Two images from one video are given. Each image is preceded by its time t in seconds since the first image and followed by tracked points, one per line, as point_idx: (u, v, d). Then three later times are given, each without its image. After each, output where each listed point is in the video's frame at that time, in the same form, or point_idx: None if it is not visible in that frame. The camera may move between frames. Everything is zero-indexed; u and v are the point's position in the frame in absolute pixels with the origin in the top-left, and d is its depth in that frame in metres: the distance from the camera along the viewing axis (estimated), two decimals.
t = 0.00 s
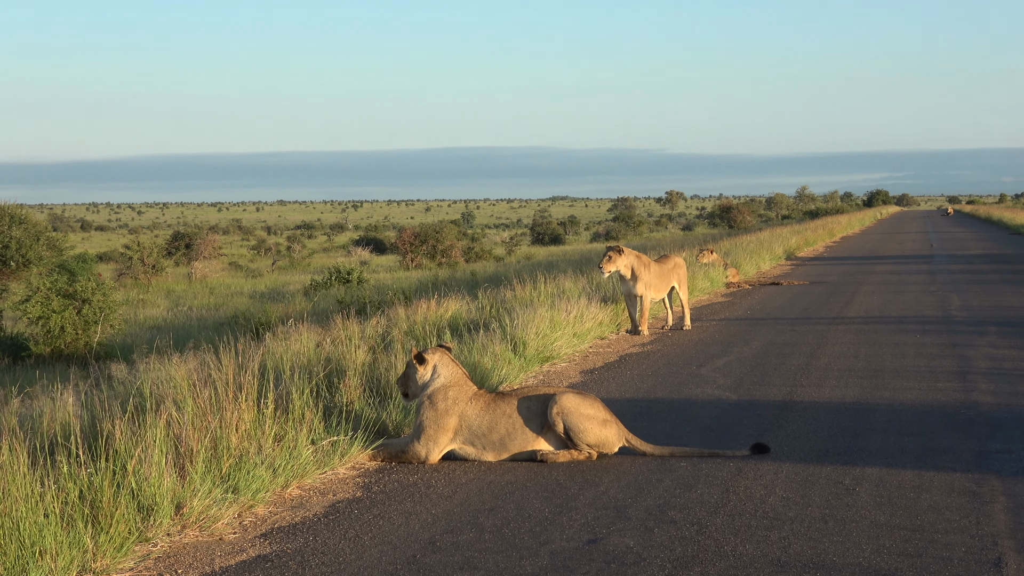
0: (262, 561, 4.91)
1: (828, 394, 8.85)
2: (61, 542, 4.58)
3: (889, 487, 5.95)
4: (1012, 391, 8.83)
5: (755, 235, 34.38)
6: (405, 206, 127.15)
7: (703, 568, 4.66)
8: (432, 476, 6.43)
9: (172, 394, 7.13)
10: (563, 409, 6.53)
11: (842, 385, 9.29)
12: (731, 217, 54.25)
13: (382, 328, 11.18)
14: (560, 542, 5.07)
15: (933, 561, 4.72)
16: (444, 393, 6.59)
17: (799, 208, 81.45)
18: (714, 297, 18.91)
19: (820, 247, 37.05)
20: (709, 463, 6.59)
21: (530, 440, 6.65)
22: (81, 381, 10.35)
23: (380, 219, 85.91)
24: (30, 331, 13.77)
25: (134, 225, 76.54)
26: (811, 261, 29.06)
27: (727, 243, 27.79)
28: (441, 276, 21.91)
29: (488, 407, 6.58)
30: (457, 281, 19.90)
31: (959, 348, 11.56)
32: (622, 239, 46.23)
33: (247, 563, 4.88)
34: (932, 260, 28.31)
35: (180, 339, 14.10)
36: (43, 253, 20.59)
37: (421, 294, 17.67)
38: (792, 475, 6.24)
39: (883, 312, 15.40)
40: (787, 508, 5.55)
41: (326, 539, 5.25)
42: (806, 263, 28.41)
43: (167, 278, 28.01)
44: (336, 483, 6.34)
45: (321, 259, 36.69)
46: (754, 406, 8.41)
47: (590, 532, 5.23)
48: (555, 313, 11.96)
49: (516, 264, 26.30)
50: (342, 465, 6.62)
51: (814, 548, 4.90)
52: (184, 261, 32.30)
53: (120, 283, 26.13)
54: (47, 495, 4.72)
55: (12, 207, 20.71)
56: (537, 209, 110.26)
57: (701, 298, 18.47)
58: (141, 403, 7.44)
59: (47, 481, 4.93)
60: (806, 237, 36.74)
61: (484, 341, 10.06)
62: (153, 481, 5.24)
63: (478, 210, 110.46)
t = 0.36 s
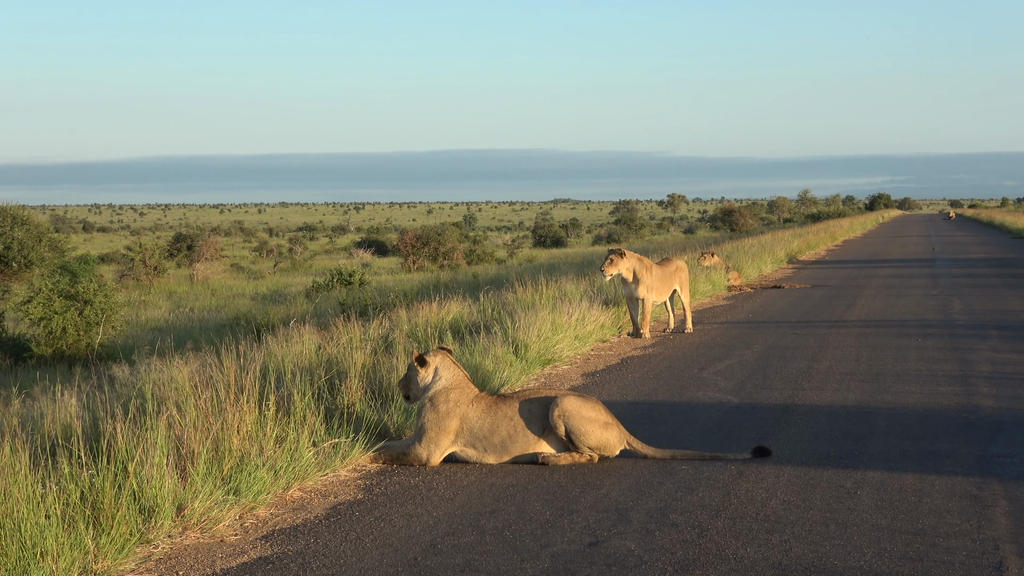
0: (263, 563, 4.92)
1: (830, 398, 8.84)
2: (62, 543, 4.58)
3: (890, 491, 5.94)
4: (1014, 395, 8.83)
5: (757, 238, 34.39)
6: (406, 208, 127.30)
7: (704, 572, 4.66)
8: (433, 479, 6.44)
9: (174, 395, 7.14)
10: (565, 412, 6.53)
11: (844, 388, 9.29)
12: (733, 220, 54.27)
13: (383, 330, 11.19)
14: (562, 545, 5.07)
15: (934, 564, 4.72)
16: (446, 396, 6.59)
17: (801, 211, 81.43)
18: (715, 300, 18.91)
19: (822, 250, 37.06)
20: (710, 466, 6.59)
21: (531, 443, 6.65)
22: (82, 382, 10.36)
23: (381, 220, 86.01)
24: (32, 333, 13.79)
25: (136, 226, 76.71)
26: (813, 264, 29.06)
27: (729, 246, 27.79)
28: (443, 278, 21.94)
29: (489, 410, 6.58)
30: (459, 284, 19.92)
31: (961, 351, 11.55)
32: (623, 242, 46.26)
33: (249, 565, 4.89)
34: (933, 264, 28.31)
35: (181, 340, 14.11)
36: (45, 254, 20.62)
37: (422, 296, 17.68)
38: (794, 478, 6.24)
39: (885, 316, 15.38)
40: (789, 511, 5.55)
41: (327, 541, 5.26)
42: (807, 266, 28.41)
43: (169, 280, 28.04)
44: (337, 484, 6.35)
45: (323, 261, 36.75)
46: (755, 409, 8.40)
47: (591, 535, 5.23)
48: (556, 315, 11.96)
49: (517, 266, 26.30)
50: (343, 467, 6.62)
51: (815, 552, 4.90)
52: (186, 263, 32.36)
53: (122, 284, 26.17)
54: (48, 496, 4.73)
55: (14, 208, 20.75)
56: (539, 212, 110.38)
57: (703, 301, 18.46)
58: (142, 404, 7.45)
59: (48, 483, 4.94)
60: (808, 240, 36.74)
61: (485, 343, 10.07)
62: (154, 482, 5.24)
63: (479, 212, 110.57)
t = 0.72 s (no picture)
0: (264, 565, 4.92)
1: (831, 400, 8.83)
2: (64, 545, 4.58)
3: (892, 493, 5.93)
4: (1016, 397, 8.82)
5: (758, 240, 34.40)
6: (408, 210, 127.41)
7: (705, 574, 4.66)
8: (434, 480, 6.44)
9: (176, 396, 7.15)
10: (566, 413, 6.53)
11: (846, 390, 9.28)
12: (735, 222, 54.27)
13: (385, 331, 11.20)
14: (563, 547, 5.07)
15: (936, 567, 4.71)
16: (447, 398, 6.59)
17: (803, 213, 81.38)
18: (717, 302, 18.90)
19: (824, 252, 37.06)
20: (712, 468, 6.59)
21: (532, 445, 6.65)
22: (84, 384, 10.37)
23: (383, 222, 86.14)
24: (34, 334, 13.81)
25: (139, 228, 76.90)
26: (815, 266, 29.06)
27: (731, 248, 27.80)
28: (445, 279, 21.94)
29: (490, 411, 6.58)
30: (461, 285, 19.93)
31: (962, 353, 11.54)
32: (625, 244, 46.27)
33: (250, 567, 4.89)
34: (935, 266, 28.30)
35: (182, 342, 14.12)
36: (47, 256, 20.63)
37: (424, 298, 17.68)
38: (795, 480, 6.24)
39: (887, 318, 15.36)
40: (790, 514, 5.55)
41: (329, 543, 5.26)
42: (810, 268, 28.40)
43: (171, 281, 28.06)
44: (339, 486, 6.35)
45: (325, 262, 36.78)
46: (757, 411, 8.39)
47: (593, 537, 5.23)
48: (558, 317, 11.96)
49: (519, 268, 26.30)
50: (344, 469, 6.63)
51: (817, 554, 4.90)
52: (188, 264, 32.40)
53: (123, 286, 26.21)
54: (49, 498, 4.73)
55: (16, 209, 20.77)
56: (541, 213, 110.42)
57: (705, 303, 18.46)
58: (144, 406, 7.46)
59: (50, 484, 4.94)
60: (810, 242, 36.74)
61: (487, 345, 10.08)
62: (155, 484, 5.25)
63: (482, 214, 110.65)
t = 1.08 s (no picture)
0: (265, 566, 4.92)
1: (832, 401, 8.83)
2: (66, 545, 4.59)
3: (893, 494, 5.93)
4: (1017, 399, 8.81)
5: (760, 241, 34.37)
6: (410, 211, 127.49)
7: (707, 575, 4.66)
8: (435, 481, 6.44)
9: (177, 397, 7.16)
10: (567, 414, 6.54)
11: (847, 392, 9.27)
12: (737, 223, 54.24)
13: (387, 332, 11.21)
14: (564, 548, 5.07)
15: (937, 568, 4.72)
16: (449, 399, 6.59)
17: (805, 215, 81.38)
18: (719, 303, 18.89)
19: (826, 254, 36.99)
20: (713, 470, 6.59)
21: (534, 446, 6.65)
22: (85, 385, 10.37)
23: (385, 223, 86.21)
24: (36, 335, 13.83)
25: (142, 229, 77.02)
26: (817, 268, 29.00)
27: (733, 249, 27.78)
28: (447, 281, 21.96)
29: (491, 412, 6.59)
30: (462, 286, 19.95)
31: (964, 355, 11.53)
32: (627, 245, 46.25)
33: (251, 568, 4.90)
34: (937, 267, 28.25)
35: (184, 343, 14.13)
36: (48, 256, 20.66)
37: (425, 299, 17.68)
38: (797, 481, 6.23)
39: (888, 319, 15.35)
40: (791, 515, 5.54)
41: (330, 544, 5.27)
42: (811, 269, 28.38)
43: (172, 282, 28.08)
44: (340, 487, 6.36)
45: (326, 263, 36.82)
46: (758, 413, 8.39)
47: (594, 538, 5.23)
48: (559, 318, 11.96)
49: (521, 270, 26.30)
50: (346, 470, 6.63)
51: (819, 555, 4.90)
52: (190, 265, 32.43)
53: (125, 287, 26.24)
54: (51, 498, 4.74)
55: (18, 210, 20.80)
56: (543, 215, 110.54)
57: (706, 304, 18.45)
58: (145, 406, 7.47)
59: (51, 484, 4.95)
60: (812, 243, 36.70)
61: (489, 346, 10.08)
62: (157, 485, 5.26)
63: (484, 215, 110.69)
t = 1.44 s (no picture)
0: (268, 566, 4.93)
1: (834, 402, 8.83)
2: (68, 546, 4.60)
3: (895, 495, 5.93)
4: (1019, 399, 8.81)
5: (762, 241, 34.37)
6: (412, 211, 127.57)
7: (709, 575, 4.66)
8: (437, 482, 6.44)
9: (179, 398, 7.17)
10: (569, 415, 6.54)
11: (849, 392, 9.27)
12: (739, 223, 54.21)
13: (389, 333, 11.22)
14: (567, 548, 5.07)
15: (939, 569, 4.72)
16: (451, 400, 6.60)
17: (807, 215, 81.32)
18: (720, 304, 18.88)
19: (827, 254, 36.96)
20: (715, 470, 6.58)
21: (536, 447, 6.65)
22: (87, 385, 10.38)
23: (386, 223, 86.24)
24: (37, 335, 13.84)
25: (144, 229, 77.10)
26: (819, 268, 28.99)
27: (734, 250, 27.76)
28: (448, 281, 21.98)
29: (493, 413, 6.59)
30: (464, 287, 19.96)
31: (966, 355, 11.52)
32: (628, 246, 46.22)
33: (253, 568, 4.91)
34: (939, 268, 28.23)
35: (186, 344, 14.15)
36: (50, 257, 20.67)
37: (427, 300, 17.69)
38: (798, 482, 6.23)
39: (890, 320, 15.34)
40: (793, 515, 5.55)
41: (332, 545, 5.27)
42: (813, 270, 28.37)
43: (174, 283, 28.10)
44: (342, 488, 6.37)
45: (328, 264, 36.86)
46: (760, 413, 8.39)
47: (596, 539, 5.24)
48: (562, 319, 11.96)
49: (523, 270, 26.28)
50: (348, 470, 6.64)
51: (821, 556, 4.90)
52: (191, 266, 32.46)
53: (127, 287, 26.26)
54: (53, 500, 4.75)
55: (20, 210, 20.83)
56: (545, 216, 110.48)
57: (708, 305, 18.45)
58: (147, 407, 7.48)
59: (53, 485, 4.96)
60: (814, 244, 36.69)
61: (491, 346, 10.08)
62: (159, 485, 5.27)
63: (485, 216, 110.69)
